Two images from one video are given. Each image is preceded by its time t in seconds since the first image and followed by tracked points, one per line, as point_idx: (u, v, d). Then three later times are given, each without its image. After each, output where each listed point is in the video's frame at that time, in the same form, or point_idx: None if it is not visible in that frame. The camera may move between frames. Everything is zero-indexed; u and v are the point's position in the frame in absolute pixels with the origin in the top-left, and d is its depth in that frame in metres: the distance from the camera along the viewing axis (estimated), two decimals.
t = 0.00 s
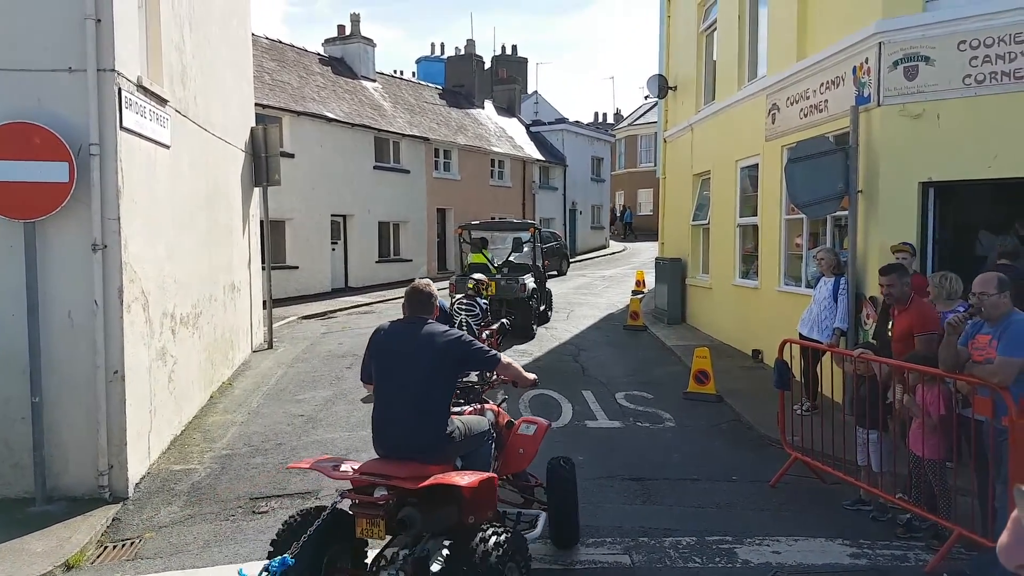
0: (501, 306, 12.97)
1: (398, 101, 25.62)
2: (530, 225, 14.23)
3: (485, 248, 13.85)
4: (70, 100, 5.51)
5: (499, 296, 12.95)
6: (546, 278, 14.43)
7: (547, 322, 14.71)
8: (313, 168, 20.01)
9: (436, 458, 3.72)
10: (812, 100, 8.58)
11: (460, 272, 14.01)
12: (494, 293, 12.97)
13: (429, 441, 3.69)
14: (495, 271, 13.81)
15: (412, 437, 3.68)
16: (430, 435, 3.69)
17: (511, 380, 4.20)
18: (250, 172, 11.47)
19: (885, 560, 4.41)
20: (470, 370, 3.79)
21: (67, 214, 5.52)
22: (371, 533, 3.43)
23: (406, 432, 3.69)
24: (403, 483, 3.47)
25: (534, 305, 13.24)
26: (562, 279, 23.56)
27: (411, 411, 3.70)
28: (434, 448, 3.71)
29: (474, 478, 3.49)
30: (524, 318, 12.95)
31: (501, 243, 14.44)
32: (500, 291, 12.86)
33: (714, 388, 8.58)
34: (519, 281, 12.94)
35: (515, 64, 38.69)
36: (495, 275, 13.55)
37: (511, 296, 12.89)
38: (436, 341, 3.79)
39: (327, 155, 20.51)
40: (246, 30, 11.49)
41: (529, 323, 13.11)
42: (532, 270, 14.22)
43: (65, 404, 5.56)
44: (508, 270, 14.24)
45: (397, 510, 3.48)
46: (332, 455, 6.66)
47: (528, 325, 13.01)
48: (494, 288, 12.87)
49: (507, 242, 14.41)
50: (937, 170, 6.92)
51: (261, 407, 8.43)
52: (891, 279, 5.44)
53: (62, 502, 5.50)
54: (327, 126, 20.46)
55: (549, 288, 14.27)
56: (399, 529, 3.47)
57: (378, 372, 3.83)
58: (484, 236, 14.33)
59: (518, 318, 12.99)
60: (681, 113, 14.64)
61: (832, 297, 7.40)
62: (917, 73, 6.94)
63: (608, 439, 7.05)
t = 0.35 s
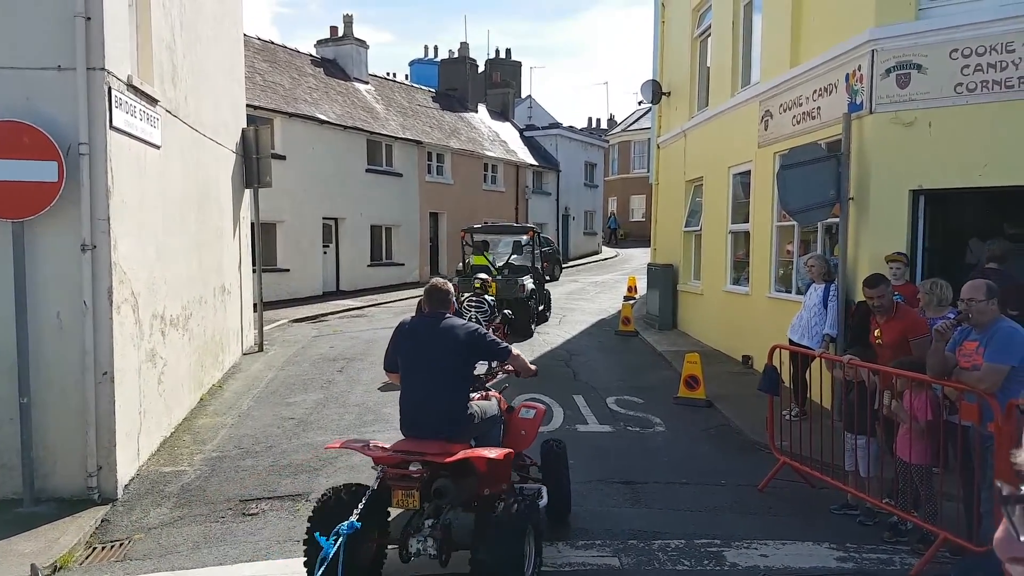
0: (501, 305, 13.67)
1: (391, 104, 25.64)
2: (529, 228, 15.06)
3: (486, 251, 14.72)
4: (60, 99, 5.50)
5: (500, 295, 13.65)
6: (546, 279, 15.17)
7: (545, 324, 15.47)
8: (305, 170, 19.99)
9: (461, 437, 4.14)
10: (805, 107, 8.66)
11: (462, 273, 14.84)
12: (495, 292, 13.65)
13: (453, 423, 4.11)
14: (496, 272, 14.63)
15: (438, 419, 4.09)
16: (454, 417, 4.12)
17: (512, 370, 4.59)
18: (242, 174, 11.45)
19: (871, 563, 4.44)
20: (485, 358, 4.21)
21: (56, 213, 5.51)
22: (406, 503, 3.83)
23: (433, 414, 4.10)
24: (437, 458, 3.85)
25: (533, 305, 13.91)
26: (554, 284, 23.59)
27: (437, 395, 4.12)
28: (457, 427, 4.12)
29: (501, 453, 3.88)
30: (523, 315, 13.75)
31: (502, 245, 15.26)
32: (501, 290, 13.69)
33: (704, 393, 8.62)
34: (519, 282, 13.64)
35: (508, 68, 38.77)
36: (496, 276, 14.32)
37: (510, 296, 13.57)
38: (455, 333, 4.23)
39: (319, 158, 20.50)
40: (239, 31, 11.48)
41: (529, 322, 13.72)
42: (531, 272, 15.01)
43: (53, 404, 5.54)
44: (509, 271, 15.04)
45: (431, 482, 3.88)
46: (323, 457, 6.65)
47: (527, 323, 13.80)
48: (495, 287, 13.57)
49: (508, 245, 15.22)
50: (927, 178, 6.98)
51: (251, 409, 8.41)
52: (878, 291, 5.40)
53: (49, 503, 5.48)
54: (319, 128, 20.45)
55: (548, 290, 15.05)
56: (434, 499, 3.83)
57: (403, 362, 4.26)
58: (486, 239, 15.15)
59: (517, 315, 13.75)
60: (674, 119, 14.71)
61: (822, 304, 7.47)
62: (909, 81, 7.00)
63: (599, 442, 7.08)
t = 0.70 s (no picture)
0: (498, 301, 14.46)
1: (377, 103, 25.58)
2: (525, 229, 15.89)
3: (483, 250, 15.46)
4: (43, 96, 5.44)
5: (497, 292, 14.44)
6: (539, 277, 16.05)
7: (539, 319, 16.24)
8: (290, 170, 19.89)
9: (471, 414, 4.61)
10: (791, 109, 8.71)
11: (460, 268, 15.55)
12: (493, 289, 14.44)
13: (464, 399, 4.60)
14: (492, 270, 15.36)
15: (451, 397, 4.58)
16: (465, 394, 4.61)
17: (508, 358, 5.16)
18: (226, 173, 11.37)
19: (855, 562, 4.48)
20: (489, 343, 4.69)
21: (38, 212, 5.45)
22: (429, 472, 4.24)
23: (447, 393, 4.59)
24: (458, 432, 4.29)
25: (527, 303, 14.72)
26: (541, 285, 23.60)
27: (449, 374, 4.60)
28: (468, 405, 4.61)
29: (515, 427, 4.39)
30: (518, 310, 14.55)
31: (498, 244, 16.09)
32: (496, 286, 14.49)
33: (689, 393, 8.67)
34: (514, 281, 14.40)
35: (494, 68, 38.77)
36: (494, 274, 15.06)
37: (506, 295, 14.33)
38: (463, 321, 4.68)
39: (305, 157, 20.41)
40: (223, 29, 11.40)
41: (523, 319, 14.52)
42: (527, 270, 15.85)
43: (36, 405, 5.49)
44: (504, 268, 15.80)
45: (452, 453, 4.33)
46: (308, 458, 6.62)
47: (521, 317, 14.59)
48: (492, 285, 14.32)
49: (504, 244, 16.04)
50: (911, 180, 7.04)
51: (236, 410, 8.36)
52: (860, 295, 5.46)
53: (32, 504, 5.42)
54: (305, 128, 20.37)
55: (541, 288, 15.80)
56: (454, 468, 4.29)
57: (416, 348, 4.71)
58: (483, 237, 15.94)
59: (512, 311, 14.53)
60: (660, 120, 14.77)
61: (807, 305, 7.54)
62: (894, 83, 7.07)
63: (585, 442, 7.10)
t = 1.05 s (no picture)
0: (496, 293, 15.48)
1: (367, 100, 25.49)
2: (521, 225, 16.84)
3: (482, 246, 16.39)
4: (32, 92, 5.38)
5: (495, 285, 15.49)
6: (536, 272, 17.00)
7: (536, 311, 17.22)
8: (279, 166, 19.78)
9: (476, 395, 5.01)
10: (782, 106, 8.75)
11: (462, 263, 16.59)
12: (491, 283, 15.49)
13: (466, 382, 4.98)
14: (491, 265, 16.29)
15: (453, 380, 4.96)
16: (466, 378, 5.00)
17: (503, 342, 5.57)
18: (216, 169, 11.30)
19: (846, 559, 4.51)
20: (491, 330, 5.08)
21: (26, 209, 5.40)
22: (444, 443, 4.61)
23: (455, 376, 4.96)
24: (468, 407, 4.69)
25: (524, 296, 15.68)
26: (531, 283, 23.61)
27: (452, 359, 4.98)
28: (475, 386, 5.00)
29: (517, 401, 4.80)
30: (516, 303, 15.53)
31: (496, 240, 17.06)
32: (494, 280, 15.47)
33: (680, 390, 8.69)
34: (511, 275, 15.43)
35: (484, 65, 38.73)
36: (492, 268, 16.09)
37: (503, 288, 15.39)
38: (468, 309, 5.06)
39: (294, 154, 20.31)
40: (213, 25, 11.32)
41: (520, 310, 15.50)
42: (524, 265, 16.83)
43: (25, 402, 5.44)
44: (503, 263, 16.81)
45: (463, 426, 4.71)
46: (299, 455, 6.59)
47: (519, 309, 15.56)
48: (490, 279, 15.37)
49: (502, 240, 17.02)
50: (903, 177, 7.08)
51: (226, 407, 8.31)
52: (859, 291, 5.45)
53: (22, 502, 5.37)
54: (295, 125, 20.28)
55: (538, 281, 16.81)
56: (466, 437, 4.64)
57: (425, 335, 5.07)
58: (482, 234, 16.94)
59: (511, 303, 15.53)
60: (651, 118, 14.78)
61: (798, 301, 7.60)
62: (886, 81, 7.12)
63: (576, 440, 7.11)
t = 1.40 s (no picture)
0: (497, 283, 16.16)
1: (359, 96, 25.41)
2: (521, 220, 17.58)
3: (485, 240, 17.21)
4: (24, 87, 5.34)
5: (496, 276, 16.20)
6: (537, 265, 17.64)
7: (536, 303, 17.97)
8: (272, 162, 19.70)
9: (478, 369, 5.92)
10: (776, 102, 8.76)
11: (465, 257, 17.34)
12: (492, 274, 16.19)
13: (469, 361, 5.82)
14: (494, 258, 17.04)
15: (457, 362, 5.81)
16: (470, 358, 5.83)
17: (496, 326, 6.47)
18: (208, 165, 11.26)
19: (840, 554, 4.54)
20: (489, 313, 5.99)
21: (18, 204, 5.36)
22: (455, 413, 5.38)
23: (461, 353, 5.84)
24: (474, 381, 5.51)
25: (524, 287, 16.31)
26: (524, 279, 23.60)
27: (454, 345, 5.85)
28: (476, 362, 5.90)
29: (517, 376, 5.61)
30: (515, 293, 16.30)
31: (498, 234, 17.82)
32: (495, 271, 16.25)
33: (673, 386, 8.72)
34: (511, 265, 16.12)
35: (477, 61, 38.67)
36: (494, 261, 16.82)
37: (503, 278, 16.06)
38: (469, 297, 5.96)
39: (287, 149, 20.23)
40: (205, 20, 11.26)
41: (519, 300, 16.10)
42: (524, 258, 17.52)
43: (19, 398, 5.41)
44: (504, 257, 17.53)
45: (471, 398, 5.53)
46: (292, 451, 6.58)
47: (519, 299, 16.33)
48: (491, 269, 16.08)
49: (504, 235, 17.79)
50: (897, 172, 7.10)
51: (220, 402, 8.29)
52: (855, 285, 5.43)
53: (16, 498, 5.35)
54: (287, 120, 20.20)
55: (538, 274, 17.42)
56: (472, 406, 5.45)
57: (432, 320, 5.96)
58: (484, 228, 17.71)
59: (511, 294, 16.11)
60: (645, 113, 14.79)
61: (791, 297, 7.58)
62: (880, 75, 7.14)
63: (570, 435, 7.13)
